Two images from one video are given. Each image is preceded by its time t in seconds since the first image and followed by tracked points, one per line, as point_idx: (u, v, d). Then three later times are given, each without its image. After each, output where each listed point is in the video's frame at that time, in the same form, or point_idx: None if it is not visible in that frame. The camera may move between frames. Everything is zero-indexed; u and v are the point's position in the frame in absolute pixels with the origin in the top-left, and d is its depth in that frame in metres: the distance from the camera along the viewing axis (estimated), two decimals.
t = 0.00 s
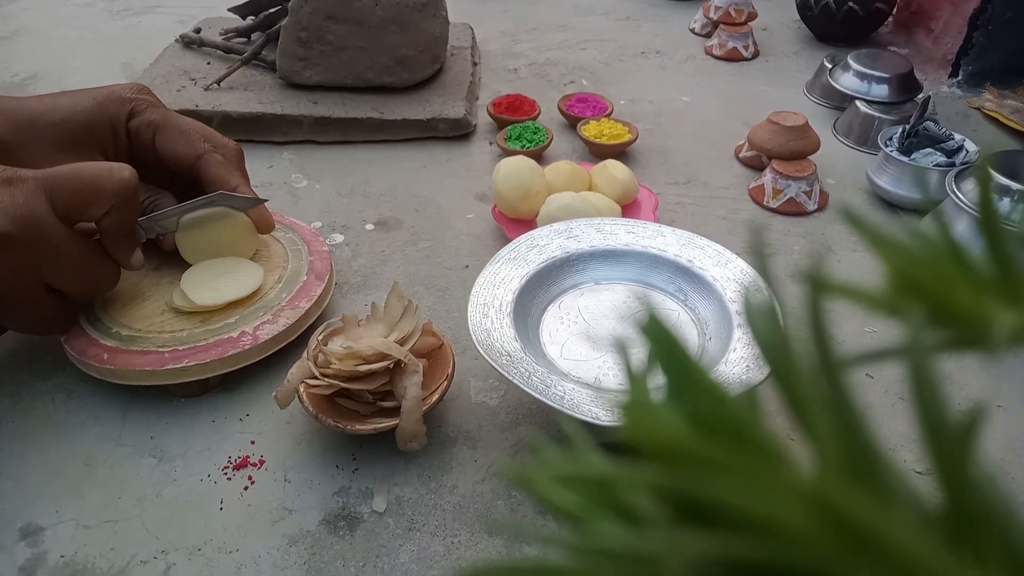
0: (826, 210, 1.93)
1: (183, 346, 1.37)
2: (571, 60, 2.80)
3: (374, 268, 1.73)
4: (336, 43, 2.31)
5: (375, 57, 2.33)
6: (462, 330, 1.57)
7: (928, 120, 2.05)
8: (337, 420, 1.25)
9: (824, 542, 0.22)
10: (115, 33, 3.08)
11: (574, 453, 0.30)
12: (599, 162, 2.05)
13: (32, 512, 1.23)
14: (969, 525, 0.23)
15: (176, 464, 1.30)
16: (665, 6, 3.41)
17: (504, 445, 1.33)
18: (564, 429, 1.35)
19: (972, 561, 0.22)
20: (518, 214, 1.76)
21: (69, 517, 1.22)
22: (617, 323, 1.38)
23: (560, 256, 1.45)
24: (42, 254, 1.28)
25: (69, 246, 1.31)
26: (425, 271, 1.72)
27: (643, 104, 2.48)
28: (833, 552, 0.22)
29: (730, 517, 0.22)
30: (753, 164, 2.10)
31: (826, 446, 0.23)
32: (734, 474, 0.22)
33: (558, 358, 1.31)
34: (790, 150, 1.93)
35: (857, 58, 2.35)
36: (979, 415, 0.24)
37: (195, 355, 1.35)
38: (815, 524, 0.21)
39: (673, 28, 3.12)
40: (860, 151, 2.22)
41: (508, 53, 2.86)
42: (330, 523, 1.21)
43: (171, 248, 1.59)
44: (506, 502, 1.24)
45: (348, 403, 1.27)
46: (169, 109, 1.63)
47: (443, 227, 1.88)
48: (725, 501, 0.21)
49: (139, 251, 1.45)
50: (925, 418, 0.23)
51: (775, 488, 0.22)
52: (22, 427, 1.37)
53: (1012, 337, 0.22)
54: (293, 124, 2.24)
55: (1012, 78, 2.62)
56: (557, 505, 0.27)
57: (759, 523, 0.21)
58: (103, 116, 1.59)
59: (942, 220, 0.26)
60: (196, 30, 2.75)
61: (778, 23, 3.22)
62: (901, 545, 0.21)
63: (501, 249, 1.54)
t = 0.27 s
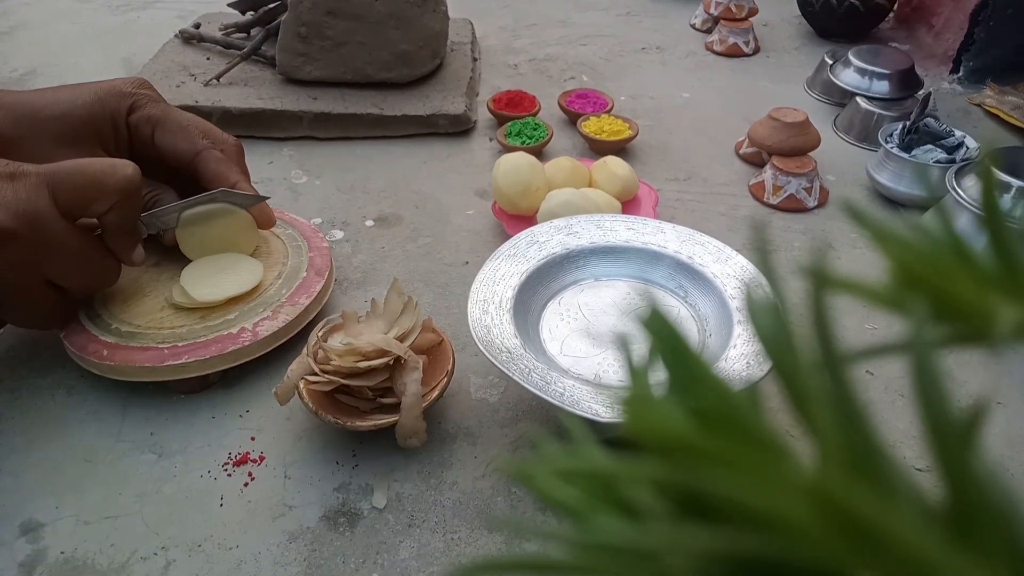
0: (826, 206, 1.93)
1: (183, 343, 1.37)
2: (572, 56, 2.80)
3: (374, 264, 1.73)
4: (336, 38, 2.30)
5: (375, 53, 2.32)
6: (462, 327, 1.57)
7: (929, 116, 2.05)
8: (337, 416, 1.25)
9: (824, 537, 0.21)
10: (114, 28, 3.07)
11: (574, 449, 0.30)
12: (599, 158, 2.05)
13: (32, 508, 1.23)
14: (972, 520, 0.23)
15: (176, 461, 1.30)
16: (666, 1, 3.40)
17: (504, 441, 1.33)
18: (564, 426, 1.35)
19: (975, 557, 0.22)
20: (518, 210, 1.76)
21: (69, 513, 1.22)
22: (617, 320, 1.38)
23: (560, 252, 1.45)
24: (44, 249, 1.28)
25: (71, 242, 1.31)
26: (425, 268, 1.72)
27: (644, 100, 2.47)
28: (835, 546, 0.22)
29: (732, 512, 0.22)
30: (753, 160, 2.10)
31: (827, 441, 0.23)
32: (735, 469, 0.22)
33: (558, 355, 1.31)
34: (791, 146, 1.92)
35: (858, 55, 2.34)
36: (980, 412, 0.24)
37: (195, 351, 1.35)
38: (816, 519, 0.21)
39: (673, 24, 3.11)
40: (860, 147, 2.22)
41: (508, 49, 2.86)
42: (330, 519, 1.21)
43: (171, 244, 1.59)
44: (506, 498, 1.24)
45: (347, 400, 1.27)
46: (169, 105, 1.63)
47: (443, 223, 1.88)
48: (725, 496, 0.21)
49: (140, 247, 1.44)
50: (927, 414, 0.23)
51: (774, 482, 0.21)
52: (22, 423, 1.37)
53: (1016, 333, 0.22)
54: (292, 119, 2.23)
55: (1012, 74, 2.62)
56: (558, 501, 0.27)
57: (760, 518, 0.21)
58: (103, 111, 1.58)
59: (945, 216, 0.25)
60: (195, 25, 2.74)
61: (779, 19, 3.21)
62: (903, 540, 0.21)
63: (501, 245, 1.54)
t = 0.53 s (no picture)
0: (826, 205, 1.93)
1: (183, 342, 1.37)
2: (572, 55, 2.80)
3: (374, 263, 1.73)
4: (336, 37, 2.30)
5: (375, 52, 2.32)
6: (462, 326, 1.57)
7: (929, 115, 2.05)
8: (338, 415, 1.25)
9: (823, 536, 0.21)
10: (114, 27, 3.06)
11: (574, 447, 0.30)
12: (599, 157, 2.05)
13: (32, 507, 1.23)
14: (971, 519, 0.23)
15: (176, 460, 1.30)
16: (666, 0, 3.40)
17: (504, 441, 1.33)
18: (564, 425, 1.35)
19: (976, 557, 0.22)
20: (518, 210, 1.76)
21: (68, 512, 1.22)
22: (617, 319, 1.38)
23: (561, 251, 1.45)
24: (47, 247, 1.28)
25: (74, 239, 1.31)
26: (425, 267, 1.72)
27: (644, 99, 2.47)
28: (833, 545, 0.22)
29: (732, 511, 0.22)
30: (753, 159, 2.10)
31: (828, 439, 0.23)
32: (733, 468, 0.22)
33: (559, 354, 1.31)
34: (791, 146, 1.92)
35: (858, 54, 2.34)
36: (981, 410, 0.24)
37: (195, 350, 1.35)
38: (815, 517, 0.21)
39: (673, 23, 3.11)
40: (860, 146, 2.22)
41: (508, 48, 2.85)
42: (330, 518, 1.21)
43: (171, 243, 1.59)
44: (506, 498, 1.24)
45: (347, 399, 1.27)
46: (169, 103, 1.62)
47: (443, 222, 1.87)
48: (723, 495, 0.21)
49: (141, 246, 1.44)
50: (927, 412, 0.23)
51: (773, 481, 0.21)
52: (21, 423, 1.37)
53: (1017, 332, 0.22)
54: (292, 118, 2.23)
55: (1013, 73, 2.62)
56: (557, 499, 0.27)
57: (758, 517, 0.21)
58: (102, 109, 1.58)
59: (946, 215, 0.25)
60: (195, 24, 2.74)
61: (779, 18, 3.21)
62: (903, 539, 0.21)
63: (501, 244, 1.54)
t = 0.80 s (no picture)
0: (826, 206, 1.93)
1: (183, 342, 1.37)
2: (572, 55, 2.80)
3: (374, 263, 1.73)
4: (336, 38, 2.30)
5: (375, 52, 2.32)
6: (462, 326, 1.57)
7: (929, 115, 2.05)
8: (338, 415, 1.25)
9: (823, 534, 0.22)
10: (114, 27, 3.06)
11: (573, 447, 0.30)
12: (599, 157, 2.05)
13: (32, 507, 1.23)
14: (971, 519, 0.23)
15: (176, 460, 1.30)
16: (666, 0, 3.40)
17: (504, 441, 1.33)
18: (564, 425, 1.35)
19: (976, 556, 0.22)
20: (518, 210, 1.76)
21: (68, 512, 1.22)
22: (618, 319, 1.38)
23: (561, 251, 1.45)
24: (47, 244, 1.28)
25: (74, 237, 1.30)
26: (425, 267, 1.72)
27: (644, 99, 2.47)
28: (833, 544, 0.22)
29: (731, 510, 0.22)
30: (753, 159, 2.10)
31: (827, 439, 0.23)
32: (732, 467, 0.22)
33: (558, 354, 1.31)
34: (791, 146, 1.92)
35: (858, 54, 2.34)
36: (982, 410, 0.24)
37: (195, 350, 1.35)
38: (814, 516, 0.21)
39: (673, 23, 3.11)
40: (860, 147, 2.22)
41: (508, 48, 2.85)
42: (330, 518, 1.21)
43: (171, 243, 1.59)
44: (506, 498, 1.24)
45: (347, 399, 1.27)
46: (168, 103, 1.62)
47: (443, 222, 1.87)
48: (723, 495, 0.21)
49: (141, 245, 1.44)
50: (928, 414, 0.23)
51: (772, 481, 0.21)
52: (21, 423, 1.37)
53: (1017, 332, 0.22)
54: (292, 118, 2.23)
55: (1012, 74, 2.62)
56: (558, 499, 0.27)
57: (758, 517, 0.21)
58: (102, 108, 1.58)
59: (946, 215, 0.25)
60: (195, 24, 2.74)
61: (779, 18, 3.21)
62: (903, 538, 0.21)
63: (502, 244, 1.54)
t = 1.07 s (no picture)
0: (826, 207, 1.93)
1: (183, 343, 1.37)
2: (572, 57, 2.80)
3: (374, 265, 1.73)
4: (336, 39, 2.30)
5: (375, 54, 2.32)
6: (462, 328, 1.57)
7: (929, 117, 2.05)
8: (338, 417, 1.25)
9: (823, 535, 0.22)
10: (114, 29, 3.07)
11: (574, 449, 0.30)
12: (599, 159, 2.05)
13: (32, 508, 1.23)
14: (970, 520, 0.23)
15: (176, 462, 1.30)
16: (666, 2, 3.40)
17: (504, 442, 1.33)
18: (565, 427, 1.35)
19: (976, 556, 0.22)
20: (518, 212, 1.76)
21: (69, 514, 1.22)
22: (618, 321, 1.38)
23: (561, 253, 1.45)
24: (49, 246, 1.28)
25: (75, 240, 1.31)
26: (425, 269, 1.72)
27: (644, 101, 2.47)
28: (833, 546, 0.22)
29: (731, 511, 0.22)
30: (753, 161, 2.10)
31: (828, 439, 0.23)
32: (733, 468, 0.22)
33: (559, 356, 1.31)
34: (790, 148, 1.92)
35: (858, 56, 2.34)
36: (982, 410, 0.24)
37: (195, 351, 1.35)
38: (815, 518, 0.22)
39: (674, 25, 3.11)
40: (860, 148, 2.22)
41: (508, 50, 2.86)
42: (330, 520, 1.21)
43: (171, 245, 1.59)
44: (506, 499, 1.24)
45: (347, 400, 1.27)
46: (169, 104, 1.62)
47: (443, 224, 1.88)
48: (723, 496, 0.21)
49: (142, 247, 1.44)
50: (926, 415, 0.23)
51: (773, 482, 0.22)
52: (21, 424, 1.37)
53: (1015, 333, 0.22)
54: (293, 120, 2.23)
55: (1012, 75, 2.62)
56: (560, 500, 0.27)
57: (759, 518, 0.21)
58: (103, 108, 1.58)
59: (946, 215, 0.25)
60: (195, 26, 2.74)
61: (779, 20, 3.21)
62: (902, 538, 0.21)
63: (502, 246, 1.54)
